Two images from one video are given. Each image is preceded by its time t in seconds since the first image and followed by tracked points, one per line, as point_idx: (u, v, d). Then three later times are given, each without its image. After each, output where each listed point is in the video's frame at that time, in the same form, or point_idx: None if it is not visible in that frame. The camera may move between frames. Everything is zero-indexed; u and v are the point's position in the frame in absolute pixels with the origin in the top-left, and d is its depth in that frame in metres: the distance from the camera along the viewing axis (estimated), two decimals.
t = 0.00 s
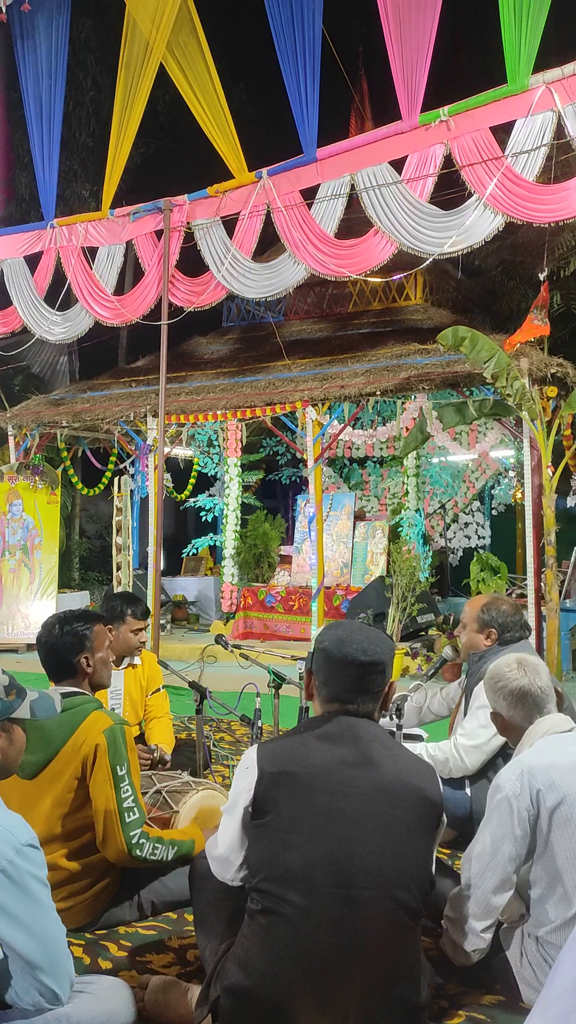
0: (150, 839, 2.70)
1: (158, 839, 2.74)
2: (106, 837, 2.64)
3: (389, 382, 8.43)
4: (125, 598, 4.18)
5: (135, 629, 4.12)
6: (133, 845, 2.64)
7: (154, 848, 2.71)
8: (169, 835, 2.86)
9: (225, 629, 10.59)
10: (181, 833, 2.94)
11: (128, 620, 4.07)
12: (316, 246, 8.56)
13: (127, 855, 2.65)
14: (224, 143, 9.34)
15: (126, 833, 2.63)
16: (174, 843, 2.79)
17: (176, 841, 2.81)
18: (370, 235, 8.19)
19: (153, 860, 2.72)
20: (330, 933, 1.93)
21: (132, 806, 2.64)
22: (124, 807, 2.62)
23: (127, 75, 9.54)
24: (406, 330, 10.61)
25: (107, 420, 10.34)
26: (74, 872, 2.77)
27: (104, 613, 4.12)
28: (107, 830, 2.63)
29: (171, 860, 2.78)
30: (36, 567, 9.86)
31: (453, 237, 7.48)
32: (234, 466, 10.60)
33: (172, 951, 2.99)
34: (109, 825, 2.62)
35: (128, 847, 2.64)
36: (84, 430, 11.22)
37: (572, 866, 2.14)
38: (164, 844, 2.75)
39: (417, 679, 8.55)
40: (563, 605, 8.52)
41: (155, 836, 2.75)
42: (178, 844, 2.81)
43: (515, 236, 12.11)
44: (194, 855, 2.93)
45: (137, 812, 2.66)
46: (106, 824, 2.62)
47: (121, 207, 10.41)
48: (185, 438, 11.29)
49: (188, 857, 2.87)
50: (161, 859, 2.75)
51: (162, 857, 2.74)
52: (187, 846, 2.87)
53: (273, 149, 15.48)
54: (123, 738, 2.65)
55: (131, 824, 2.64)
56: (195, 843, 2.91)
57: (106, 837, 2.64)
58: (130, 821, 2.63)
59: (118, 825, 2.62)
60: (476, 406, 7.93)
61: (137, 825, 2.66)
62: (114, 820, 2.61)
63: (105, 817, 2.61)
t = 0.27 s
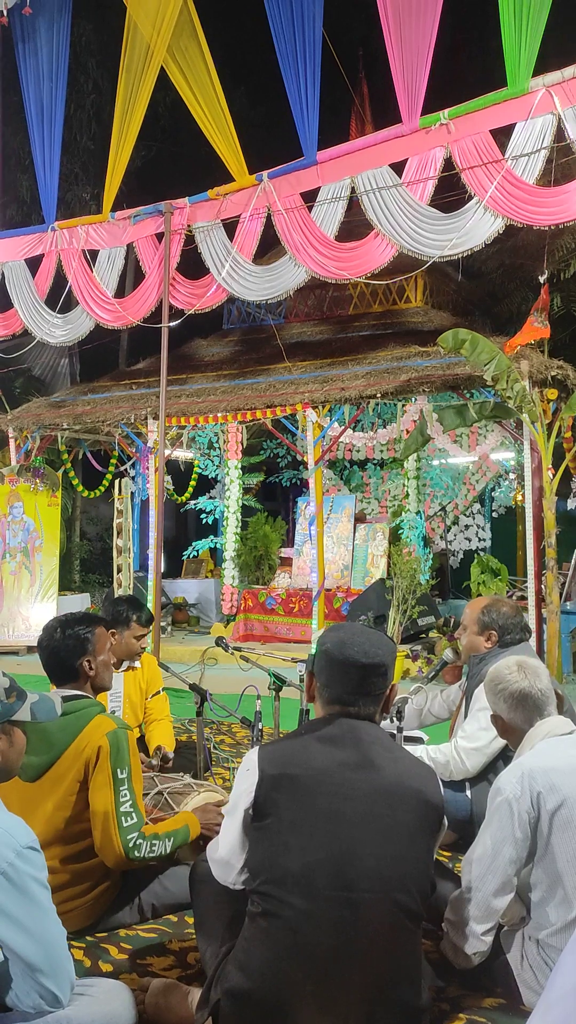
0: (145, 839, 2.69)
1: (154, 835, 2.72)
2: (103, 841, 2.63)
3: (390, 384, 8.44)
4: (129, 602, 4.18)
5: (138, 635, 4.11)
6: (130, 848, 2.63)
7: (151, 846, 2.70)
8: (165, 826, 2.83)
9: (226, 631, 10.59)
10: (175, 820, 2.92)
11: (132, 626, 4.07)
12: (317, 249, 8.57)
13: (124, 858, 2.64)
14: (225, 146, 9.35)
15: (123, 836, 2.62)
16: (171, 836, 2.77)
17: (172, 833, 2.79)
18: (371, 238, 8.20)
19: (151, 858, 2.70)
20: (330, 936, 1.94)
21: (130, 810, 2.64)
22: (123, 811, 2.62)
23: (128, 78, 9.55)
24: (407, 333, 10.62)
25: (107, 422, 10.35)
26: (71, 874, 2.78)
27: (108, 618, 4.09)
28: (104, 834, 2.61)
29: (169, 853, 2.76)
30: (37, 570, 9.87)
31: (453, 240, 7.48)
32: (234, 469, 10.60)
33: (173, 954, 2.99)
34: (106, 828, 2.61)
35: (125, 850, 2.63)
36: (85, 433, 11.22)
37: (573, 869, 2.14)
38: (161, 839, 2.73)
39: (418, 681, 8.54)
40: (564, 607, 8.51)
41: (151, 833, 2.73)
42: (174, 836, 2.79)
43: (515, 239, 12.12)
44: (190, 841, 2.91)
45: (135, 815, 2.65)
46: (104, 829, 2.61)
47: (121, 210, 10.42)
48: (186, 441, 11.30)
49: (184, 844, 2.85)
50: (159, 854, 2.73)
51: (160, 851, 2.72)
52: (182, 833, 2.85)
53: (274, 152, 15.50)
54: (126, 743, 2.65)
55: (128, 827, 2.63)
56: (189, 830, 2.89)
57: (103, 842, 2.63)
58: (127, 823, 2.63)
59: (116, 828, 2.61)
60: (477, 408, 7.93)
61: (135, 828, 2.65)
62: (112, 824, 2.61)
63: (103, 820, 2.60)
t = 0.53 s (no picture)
0: (149, 845, 2.69)
1: (157, 843, 2.73)
2: (106, 845, 2.62)
3: (390, 386, 8.44)
4: (128, 605, 4.18)
5: (136, 637, 4.11)
6: (133, 853, 2.63)
7: (154, 853, 2.70)
8: (167, 837, 2.84)
9: (226, 633, 10.58)
10: (178, 833, 2.92)
11: (129, 627, 4.07)
12: (317, 251, 8.57)
13: (127, 863, 2.64)
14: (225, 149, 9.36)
15: (125, 841, 2.62)
16: (173, 846, 2.78)
17: (175, 844, 2.79)
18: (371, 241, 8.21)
19: (152, 866, 2.70)
20: (331, 938, 1.93)
21: (133, 814, 2.64)
22: (126, 815, 2.63)
23: (129, 80, 9.57)
24: (408, 335, 10.61)
25: (108, 424, 10.35)
26: (72, 877, 2.77)
27: (106, 619, 4.09)
28: (107, 838, 2.61)
29: (171, 863, 2.76)
30: (37, 572, 9.86)
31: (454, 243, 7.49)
32: (235, 471, 10.60)
33: (173, 956, 2.99)
34: (110, 832, 2.61)
35: (128, 854, 2.62)
36: (85, 435, 11.23)
37: (574, 871, 2.13)
38: (163, 847, 2.73)
39: (418, 683, 8.54)
40: (564, 610, 8.49)
41: (154, 841, 2.73)
42: (176, 846, 2.80)
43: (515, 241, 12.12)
44: (192, 853, 2.92)
45: (137, 820, 2.66)
46: (107, 832, 2.61)
47: (122, 212, 10.44)
48: (186, 442, 11.30)
49: (186, 855, 2.86)
50: (161, 863, 2.73)
51: (161, 861, 2.71)
52: (185, 846, 2.85)
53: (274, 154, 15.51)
54: (129, 747, 2.66)
55: (131, 832, 2.63)
56: (192, 842, 2.91)
57: (105, 847, 2.63)
58: (130, 828, 2.63)
59: (119, 832, 2.61)
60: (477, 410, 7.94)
61: (137, 833, 2.65)
62: (116, 828, 2.61)
63: (107, 825, 2.61)
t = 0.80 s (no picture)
0: (148, 844, 2.69)
1: (157, 842, 2.72)
2: (106, 845, 2.62)
3: (391, 388, 8.45)
4: (131, 607, 4.19)
5: (138, 639, 4.11)
6: (133, 853, 2.63)
7: (154, 853, 2.69)
8: (168, 837, 2.84)
9: (227, 634, 10.57)
10: (179, 833, 2.93)
11: (133, 630, 4.06)
12: (318, 252, 8.56)
13: (127, 863, 2.64)
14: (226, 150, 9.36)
15: (126, 841, 2.61)
16: (173, 846, 2.77)
17: (176, 845, 2.78)
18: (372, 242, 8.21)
19: (152, 866, 2.70)
20: (332, 940, 1.93)
21: (132, 814, 2.64)
22: (125, 814, 2.62)
23: (130, 82, 9.57)
24: (408, 336, 10.61)
25: (109, 425, 10.36)
26: (72, 878, 2.77)
27: (110, 621, 4.08)
28: (106, 838, 2.61)
29: (171, 863, 2.76)
30: (38, 573, 9.85)
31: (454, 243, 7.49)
32: (235, 472, 10.61)
33: (173, 957, 2.99)
34: (109, 832, 2.61)
35: (128, 854, 2.62)
36: (86, 436, 11.23)
37: (574, 873, 2.13)
38: (164, 847, 2.73)
39: (419, 684, 8.53)
40: (565, 612, 8.49)
41: (154, 841, 2.73)
42: (177, 846, 2.79)
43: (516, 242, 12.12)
44: (193, 855, 2.92)
45: (137, 820, 2.65)
46: (106, 832, 2.60)
47: (123, 214, 10.45)
48: (187, 444, 11.30)
49: (187, 855, 2.85)
50: (161, 863, 2.72)
51: (162, 861, 2.71)
52: (186, 847, 2.85)
53: (274, 156, 15.52)
54: (126, 747, 2.65)
55: (131, 832, 2.63)
56: (193, 843, 2.90)
57: (106, 847, 2.63)
58: (130, 828, 2.63)
59: (118, 832, 2.61)
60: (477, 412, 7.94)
61: (137, 832, 2.65)
62: (115, 828, 2.60)
63: (106, 824, 2.60)
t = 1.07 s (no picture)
0: (146, 842, 2.67)
1: (154, 839, 2.71)
2: (104, 844, 2.62)
3: (391, 388, 8.45)
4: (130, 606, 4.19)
5: (132, 637, 4.11)
6: (130, 852, 2.62)
7: (152, 851, 2.68)
8: (165, 833, 2.82)
9: (227, 635, 10.57)
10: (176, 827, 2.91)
11: (126, 626, 4.06)
12: (319, 252, 8.56)
13: (125, 862, 2.62)
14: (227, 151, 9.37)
15: (123, 841, 2.61)
16: (171, 842, 2.76)
17: (173, 839, 2.77)
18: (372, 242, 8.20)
19: (151, 863, 2.69)
20: (332, 940, 1.93)
21: (131, 813, 2.63)
22: (123, 814, 2.61)
23: (130, 82, 9.58)
24: (408, 337, 10.61)
25: (109, 426, 10.36)
26: (72, 878, 2.77)
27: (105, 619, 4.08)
28: (104, 837, 2.61)
29: (169, 858, 2.74)
30: (38, 574, 9.84)
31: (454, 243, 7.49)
32: (235, 472, 10.61)
33: (174, 957, 2.99)
34: (107, 831, 2.60)
35: (125, 853, 2.61)
36: (86, 436, 11.23)
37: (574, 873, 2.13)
38: (161, 843, 2.71)
39: (419, 684, 8.53)
40: (565, 612, 8.49)
41: (151, 837, 2.72)
42: (174, 842, 2.78)
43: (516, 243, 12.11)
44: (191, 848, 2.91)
45: (135, 818, 2.64)
46: (104, 831, 2.60)
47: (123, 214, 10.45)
48: (187, 444, 11.31)
49: (185, 851, 2.84)
50: (160, 859, 2.71)
51: (160, 857, 2.70)
52: (183, 840, 2.84)
53: (275, 156, 15.52)
54: (129, 746, 2.65)
55: (128, 831, 2.61)
56: (191, 837, 2.88)
57: (104, 847, 2.62)
58: (128, 827, 2.61)
59: (116, 831, 2.60)
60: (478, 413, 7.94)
61: (135, 831, 2.63)
62: (113, 827, 2.60)
63: (104, 823, 2.60)
